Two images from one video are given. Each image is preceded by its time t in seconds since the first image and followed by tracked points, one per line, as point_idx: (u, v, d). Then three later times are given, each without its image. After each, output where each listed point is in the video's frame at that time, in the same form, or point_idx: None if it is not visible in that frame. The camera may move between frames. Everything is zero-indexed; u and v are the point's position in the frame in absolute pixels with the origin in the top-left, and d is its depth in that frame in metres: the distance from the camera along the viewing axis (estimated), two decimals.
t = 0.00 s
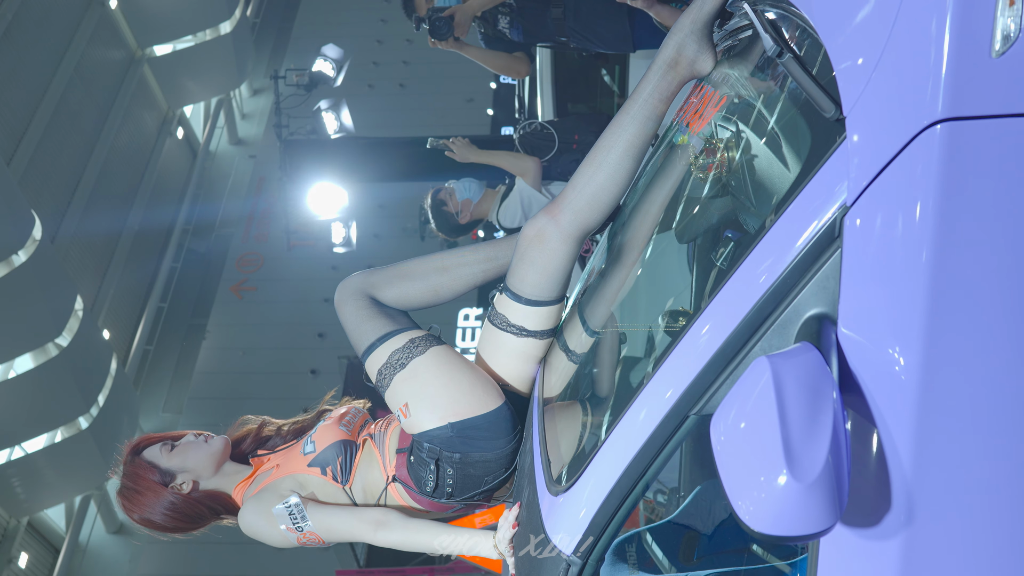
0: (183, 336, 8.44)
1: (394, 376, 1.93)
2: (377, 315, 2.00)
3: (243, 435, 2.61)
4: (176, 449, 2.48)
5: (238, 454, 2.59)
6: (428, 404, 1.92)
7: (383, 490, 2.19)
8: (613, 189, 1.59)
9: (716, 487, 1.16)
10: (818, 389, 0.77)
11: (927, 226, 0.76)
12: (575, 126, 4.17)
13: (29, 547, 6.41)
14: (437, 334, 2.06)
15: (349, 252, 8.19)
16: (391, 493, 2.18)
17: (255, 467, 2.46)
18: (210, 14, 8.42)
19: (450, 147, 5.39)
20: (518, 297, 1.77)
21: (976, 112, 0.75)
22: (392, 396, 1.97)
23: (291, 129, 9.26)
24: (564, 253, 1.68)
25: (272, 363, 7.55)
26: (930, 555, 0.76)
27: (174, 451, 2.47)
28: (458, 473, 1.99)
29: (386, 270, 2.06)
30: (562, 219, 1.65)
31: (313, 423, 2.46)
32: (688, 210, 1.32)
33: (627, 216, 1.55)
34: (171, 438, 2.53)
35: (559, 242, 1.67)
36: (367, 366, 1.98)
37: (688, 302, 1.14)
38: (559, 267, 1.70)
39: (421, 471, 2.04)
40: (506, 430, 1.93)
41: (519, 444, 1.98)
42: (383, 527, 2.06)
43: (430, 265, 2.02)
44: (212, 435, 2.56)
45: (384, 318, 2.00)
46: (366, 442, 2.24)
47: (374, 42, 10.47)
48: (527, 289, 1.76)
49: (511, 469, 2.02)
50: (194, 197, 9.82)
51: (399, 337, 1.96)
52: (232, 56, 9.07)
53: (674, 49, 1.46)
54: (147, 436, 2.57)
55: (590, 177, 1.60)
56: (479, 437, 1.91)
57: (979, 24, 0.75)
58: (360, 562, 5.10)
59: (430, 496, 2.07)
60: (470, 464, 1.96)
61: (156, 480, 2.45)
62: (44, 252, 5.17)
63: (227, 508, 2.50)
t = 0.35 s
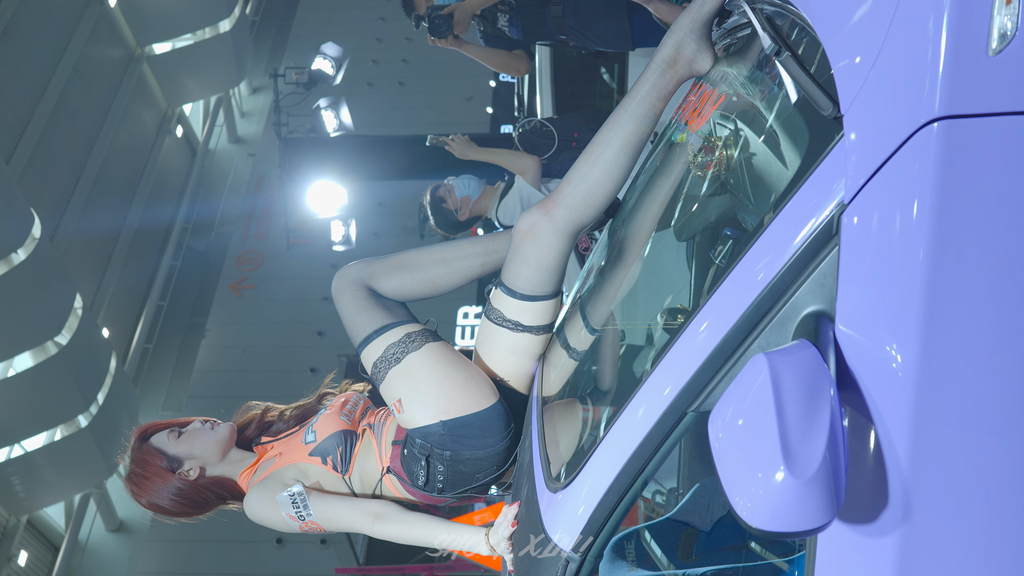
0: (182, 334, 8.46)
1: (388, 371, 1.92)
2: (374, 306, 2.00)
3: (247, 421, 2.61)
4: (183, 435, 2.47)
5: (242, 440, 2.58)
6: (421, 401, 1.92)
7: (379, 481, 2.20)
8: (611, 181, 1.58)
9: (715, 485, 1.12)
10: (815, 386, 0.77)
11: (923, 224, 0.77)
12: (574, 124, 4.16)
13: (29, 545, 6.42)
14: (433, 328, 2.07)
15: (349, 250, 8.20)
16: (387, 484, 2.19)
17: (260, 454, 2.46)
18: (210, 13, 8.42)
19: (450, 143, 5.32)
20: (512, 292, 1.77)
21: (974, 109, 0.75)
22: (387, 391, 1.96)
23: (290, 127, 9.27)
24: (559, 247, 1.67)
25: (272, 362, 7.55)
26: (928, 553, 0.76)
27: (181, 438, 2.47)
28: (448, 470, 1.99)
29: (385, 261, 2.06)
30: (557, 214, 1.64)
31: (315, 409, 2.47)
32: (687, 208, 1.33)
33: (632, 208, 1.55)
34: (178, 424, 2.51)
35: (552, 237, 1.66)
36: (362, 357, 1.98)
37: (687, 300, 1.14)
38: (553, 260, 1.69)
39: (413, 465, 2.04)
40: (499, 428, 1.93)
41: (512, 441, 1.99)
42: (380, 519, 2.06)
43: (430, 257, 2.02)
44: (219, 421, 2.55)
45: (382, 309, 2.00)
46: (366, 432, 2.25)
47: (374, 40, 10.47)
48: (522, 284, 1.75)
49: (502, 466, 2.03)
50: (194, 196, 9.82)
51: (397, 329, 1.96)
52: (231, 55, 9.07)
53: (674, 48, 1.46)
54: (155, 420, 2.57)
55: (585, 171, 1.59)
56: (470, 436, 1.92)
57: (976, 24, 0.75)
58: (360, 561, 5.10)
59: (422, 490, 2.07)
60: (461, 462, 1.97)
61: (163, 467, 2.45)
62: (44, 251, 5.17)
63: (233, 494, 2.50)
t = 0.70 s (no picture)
0: (183, 335, 8.46)
1: (392, 366, 1.93)
2: (378, 301, 1.99)
3: (258, 422, 2.61)
4: (192, 431, 2.48)
5: (250, 440, 2.58)
6: (423, 397, 1.92)
7: (378, 478, 2.21)
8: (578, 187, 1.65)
9: (716, 486, 1.14)
10: (817, 389, 0.77)
11: (925, 226, 0.77)
12: (575, 126, 4.17)
13: (29, 547, 6.42)
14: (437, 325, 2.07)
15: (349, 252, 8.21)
16: (386, 482, 2.20)
17: (262, 453, 2.45)
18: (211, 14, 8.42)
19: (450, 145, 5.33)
20: (483, 296, 1.84)
21: (975, 113, 0.75)
22: (389, 387, 1.96)
23: (291, 129, 9.27)
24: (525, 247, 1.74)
25: (273, 363, 7.55)
26: (929, 555, 0.77)
27: (190, 434, 2.48)
28: (448, 468, 2.00)
29: (389, 256, 2.05)
30: (515, 213, 1.70)
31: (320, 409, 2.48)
32: (688, 210, 1.33)
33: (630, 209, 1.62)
34: (190, 420, 2.53)
35: (512, 235, 1.71)
36: (366, 352, 1.97)
37: (688, 303, 1.15)
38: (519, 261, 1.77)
39: (413, 462, 2.03)
40: (500, 427, 1.95)
41: (512, 441, 2.01)
42: (374, 527, 2.06)
43: (436, 253, 2.01)
44: (229, 420, 2.55)
45: (385, 304, 1.99)
46: (366, 430, 2.26)
47: (375, 41, 10.47)
48: (490, 287, 1.82)
49: (502, 465, 2.04)
50: (195, 197, 9.81)
51: (401, 325, 1.96)
52: (232, 56, 9.08)
53: (661, 71, 1.59)
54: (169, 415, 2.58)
55: (551, 176, 1.66)
56: (472, 434, 1.93)
57: (977, 29, 0.75)
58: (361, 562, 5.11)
59: (421, 487, 2.07)
60: (462, 460, 1.98)
61: (169, 463, 2.45)
62: (44, 252, 5.17)
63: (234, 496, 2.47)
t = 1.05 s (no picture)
0: (183, 336, 8.47)
1: (397, 363, 1.93)
2: (385, 301, 2.01)
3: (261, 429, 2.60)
4: (193, 425, 2.48)
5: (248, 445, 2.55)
6: (428, 394, 1.91)
7: (377, 480, 2.21)
8: (554, 198, 1.72)
9: (715, 487, 1.14)
10: (816, 391, 0.77)
11: (925, 227, 0.77)
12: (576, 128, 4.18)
13: (29, 547, 6.43)
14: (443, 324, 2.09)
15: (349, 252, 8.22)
16: (385, 482, 2.20)
17: (256, 456, 2.42)
18: (211, 15, 8.43)
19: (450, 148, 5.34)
20: (465, 300, 1.87)
21: (974, 115, 0.76)
22: (394, 382, 1.96)
23: (291, 129, 9.29)
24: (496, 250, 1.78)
25: (272, 364, 7.55)
26: (928, 555, 0.77)
27: (189, 427, 2.47)
28: (453, 465, 1.99)
29: (397, 257, 2.08)
30: (485, 216, 1.74)
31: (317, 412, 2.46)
32: (688, 211, 1.34)
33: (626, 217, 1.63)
34: (195, 413, 2.53)
35: (482, 237, 1.75)
36: (371, 351, 1.98)
37: (688, 304, 1.15)
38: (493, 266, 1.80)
39: (417, 460, 2.03)
40: (503, 424, 1.94)
41: (516, 438, 2.01)
42: (367, 528, 2.06)
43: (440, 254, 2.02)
44: (232, 421, 2.54)
45: (391, 305, 2.01)
46: (364, 431, 2.27)
47: (375, 42, 10.48)
48: (469, 291, 1.85)
49: (505, 466, 2.03)
50: (194, 197, 9.82)
51: (405, 324, 1.96)
52: (232, 56, 9.08)
53: (647, 96, 1.66)
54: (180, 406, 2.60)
55: (529, 184, 1.73)
56: (477, 430, 1.92)
57: (976, 30, 0.75)
58: (361, 562, 5.11)
59: (425, 486, 2.07)
60: (466, 458, 1.97)
61: (163, 454, 2.44)
62: (44, 252, 5.17)
63: (219, 496, 2.44)
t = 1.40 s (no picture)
0: (182, 336, 8.47)
1: (397, 357, 1.94)
2: (384, 297, 2.02)
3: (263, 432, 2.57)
4: (195, 422, 2.47)
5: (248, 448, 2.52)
6: (429, 387, 1.93)
7: (375, 477, 2.20)
8: (529, 214, 1.74)
9: (715, 487, 1.13)
10: (815, 391, 0.77)
11: (922, 226, 0.77)
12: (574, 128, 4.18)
13: (28, 547, 6.43)
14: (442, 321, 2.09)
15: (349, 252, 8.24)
16: (383, 479, 2.19)
17: (252, 456, 2.39)
18: (210, 14, 8.42)
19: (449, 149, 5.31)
20: (451, 303, 1.91)
21: (971, 117, 0.76)
22: (394, 376, 1.97)
23: (291, 129, 9.30)
24: (471, 256, 1.81)
25: (272, 364, 7.55)
26: (926, 556, 0.77)
27: (190, 423, 2.47)
28: (454, 459, 1.98)
29: (397, 254, 2.09)
30: (459, 222, 1.77)
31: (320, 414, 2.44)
32: (687, 212, 1.34)
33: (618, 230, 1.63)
34: (200, 410, 2.53)
35: (456, 241, 1.78)
36: (372, 345, 1.99)
37: (687, 305, 1.15)
38: (469, 270, 1.84)
39: (417, 454, 2.02)
40: (503, 419, 1.95)
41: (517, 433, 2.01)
42: (363, 524, 2.05)
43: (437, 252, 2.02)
44: (235, 422, 2.52)
45: (390, 300, 2.02)
46: (363, 429, 2.27)
47: (374, 41, 10.49)
48: (452, 294, 1.89)
49: (505, 462, 2.03)
50: (194, 196, 9.82)
51: (406, 319, 1.97)
52: (231, 56, 9.08)
53: (630, 124, 1.67)
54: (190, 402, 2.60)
55: (502, 197, 1.75)
56: (478, 423, 1.93)
57: (974, 31, 0.75)
58: (360, 562, 5.12)
59: (424, 481, 2.05)
60: (466, 451, 1.97)
61: (161, 447, 2.44)
62: (44, 251, 5.17)
63: (209, 495, 2.41)
